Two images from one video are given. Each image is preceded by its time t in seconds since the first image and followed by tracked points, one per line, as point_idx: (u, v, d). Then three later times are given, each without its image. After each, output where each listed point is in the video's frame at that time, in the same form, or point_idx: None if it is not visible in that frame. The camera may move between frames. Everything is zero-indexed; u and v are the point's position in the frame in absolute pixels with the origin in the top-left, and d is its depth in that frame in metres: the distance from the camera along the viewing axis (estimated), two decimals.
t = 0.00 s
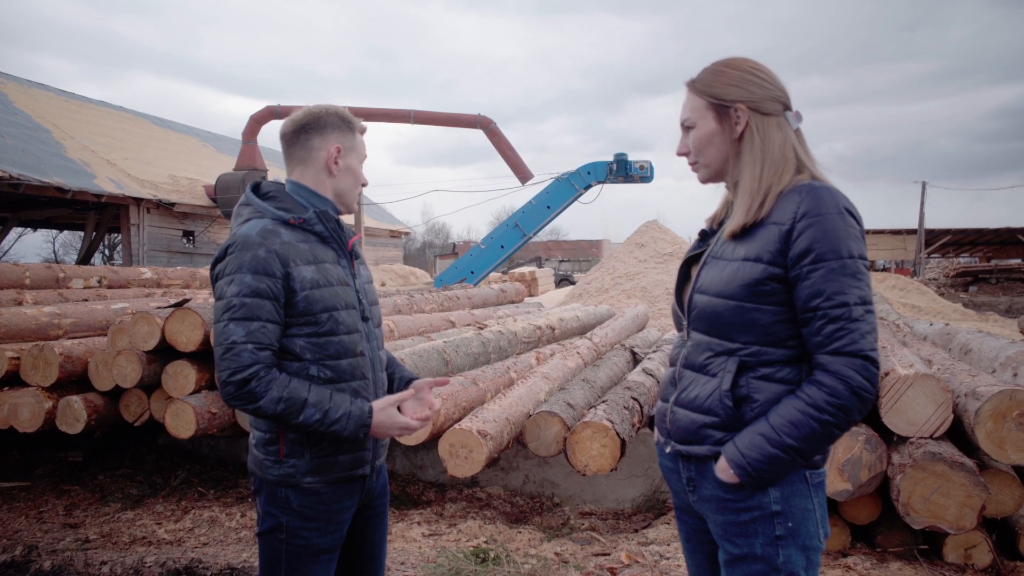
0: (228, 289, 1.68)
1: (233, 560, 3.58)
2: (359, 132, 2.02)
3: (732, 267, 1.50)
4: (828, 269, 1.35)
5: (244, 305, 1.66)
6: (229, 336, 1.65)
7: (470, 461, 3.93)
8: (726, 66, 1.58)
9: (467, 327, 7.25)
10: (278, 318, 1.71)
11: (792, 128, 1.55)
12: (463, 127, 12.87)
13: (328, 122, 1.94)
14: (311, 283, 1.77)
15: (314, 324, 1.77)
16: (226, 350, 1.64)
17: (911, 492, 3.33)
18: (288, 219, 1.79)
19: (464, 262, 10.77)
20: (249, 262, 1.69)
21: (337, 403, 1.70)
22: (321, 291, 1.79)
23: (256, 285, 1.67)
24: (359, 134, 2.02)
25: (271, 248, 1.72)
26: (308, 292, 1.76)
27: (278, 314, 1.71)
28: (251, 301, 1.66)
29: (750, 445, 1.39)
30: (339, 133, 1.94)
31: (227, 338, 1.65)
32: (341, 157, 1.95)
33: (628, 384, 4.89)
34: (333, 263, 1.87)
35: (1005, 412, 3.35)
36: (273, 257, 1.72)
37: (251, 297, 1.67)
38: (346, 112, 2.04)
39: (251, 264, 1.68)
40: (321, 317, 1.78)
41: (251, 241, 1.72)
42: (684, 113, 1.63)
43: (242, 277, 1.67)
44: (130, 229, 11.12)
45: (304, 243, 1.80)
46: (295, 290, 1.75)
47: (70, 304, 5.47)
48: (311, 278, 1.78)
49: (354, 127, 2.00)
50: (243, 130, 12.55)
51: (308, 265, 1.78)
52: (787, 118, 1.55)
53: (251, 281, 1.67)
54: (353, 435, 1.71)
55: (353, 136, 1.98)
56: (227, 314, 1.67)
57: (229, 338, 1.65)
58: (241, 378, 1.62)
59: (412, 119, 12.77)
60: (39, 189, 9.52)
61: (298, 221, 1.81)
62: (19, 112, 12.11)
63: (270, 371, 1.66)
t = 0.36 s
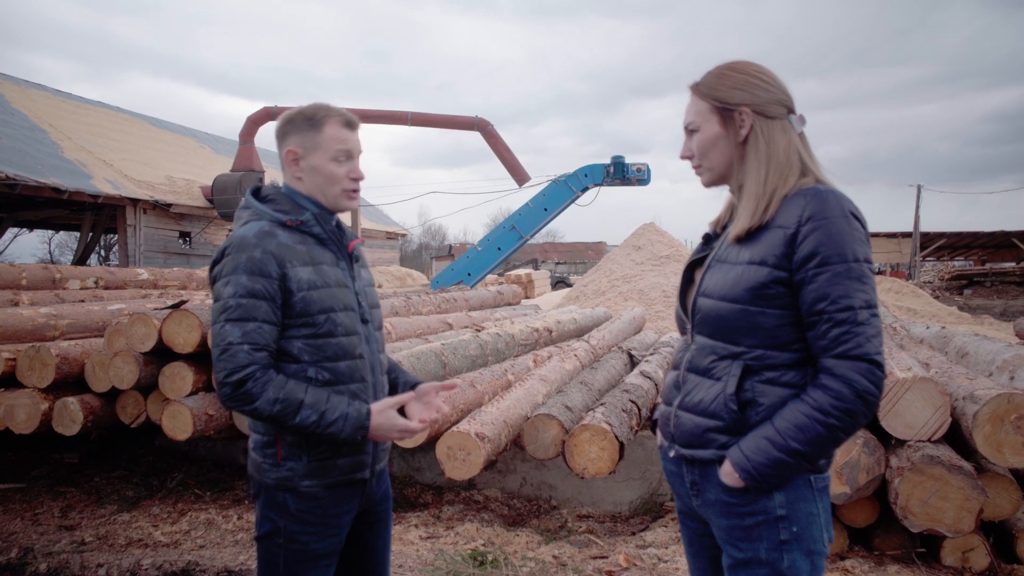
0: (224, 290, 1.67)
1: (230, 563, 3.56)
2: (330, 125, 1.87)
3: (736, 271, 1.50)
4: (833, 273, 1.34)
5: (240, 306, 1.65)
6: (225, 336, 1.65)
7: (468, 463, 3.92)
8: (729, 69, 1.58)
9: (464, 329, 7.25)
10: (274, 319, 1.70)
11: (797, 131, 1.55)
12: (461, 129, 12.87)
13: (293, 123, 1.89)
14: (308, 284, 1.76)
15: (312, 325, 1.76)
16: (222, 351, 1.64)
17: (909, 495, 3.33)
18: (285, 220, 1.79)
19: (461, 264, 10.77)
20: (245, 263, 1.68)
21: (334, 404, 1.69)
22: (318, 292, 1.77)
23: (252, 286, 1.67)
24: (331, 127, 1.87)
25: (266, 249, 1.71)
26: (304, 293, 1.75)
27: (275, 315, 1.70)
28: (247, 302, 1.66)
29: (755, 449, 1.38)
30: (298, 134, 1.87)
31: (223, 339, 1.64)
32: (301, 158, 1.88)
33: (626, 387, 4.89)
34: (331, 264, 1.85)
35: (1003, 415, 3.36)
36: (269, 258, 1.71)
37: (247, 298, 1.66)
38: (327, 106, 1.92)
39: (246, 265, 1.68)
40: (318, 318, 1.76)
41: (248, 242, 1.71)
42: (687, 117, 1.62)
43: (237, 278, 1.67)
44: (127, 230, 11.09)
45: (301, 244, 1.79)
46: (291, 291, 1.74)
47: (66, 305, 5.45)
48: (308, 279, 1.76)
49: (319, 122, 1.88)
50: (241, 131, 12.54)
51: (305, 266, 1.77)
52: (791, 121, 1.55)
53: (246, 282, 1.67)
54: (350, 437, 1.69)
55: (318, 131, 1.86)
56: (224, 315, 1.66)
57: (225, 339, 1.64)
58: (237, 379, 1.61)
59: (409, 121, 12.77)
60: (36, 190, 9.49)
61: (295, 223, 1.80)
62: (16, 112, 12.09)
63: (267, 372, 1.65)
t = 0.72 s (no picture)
0: (208, 293, 1.66)
1: (225, 569, 3.54)
2: (275, 134, 1.81)
3: (740, 276, 1.50)
4: (838, 278, 1.35)
5: (220, 308, 1.63)
6: (205, 339, 1.63)
7: (464, 468, 3.90)
8: (733, 74, 1.58)
9: (459, 333, 7.24)
10: (256, 322, 1.66)
11: (800, 137, 1.56)
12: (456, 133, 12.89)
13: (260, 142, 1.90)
14: (292, 287, 1.71)
15: (296, 329, 1.70)
16: (203, 353, 1.62)
17: (906, 499, 3.34)
18: (273, 224, 1.75)
19: (456, 268, 10.77)
20: (226, 266, 1.66)
21: (310, 409, 1.61)
22: (303, 295, 1.71)
23: (232, 289, 1.64)
24: (276, 136, 1.81)
25: (248, 251, 1.68)
26: (288, 296, 1.70)
27: (256, 318, 1.66)
28: (226, 304, 1.63)
29: (759, 453, 1.38)
30: (261, 152, 1.88)
31: (204, 342, 1.63)
32: (270, 175, 1.89)
33: (623, 391, 4.89)
34: (322, 267, 1.79)
35: (999, 419, 3.37)
36: (251, 261, 1.68)
37: (226, 301, 1.63)
38: (282, 113, 1.86)
39: (227, 268, 1.65)
40: (302, 321, 1.70)
41: (231, 246, 1.69)
42: (690, 122, 1.63)
43: (219, 281, 1.64)
44: (120, 234, 11.05)
45: (288, 248, 1.74)
46: (274, 294, 1.70)
47: (60, 309, 5.41)
48: (291, 281, 1.71)
49: (271, 133, 1.83)
50: (235, 135, 12.52)
51: (290, 269, 1.72)
52: (794, 127, 1.56)
53: (227, 284, 1.64)
54: (327, 442, 1.60)
55: (268, 144, 1.83)
56: (206, 319, 1.65)
57: (205, 342, 1.63)
58: (213, 380, 1.59)
59: (404, 125, 12.78)
60: (29, 194, 9.44)
61: (283, 226, 1.76)
62: (9, 115, 12.03)
63: (244, 374, 1.61)
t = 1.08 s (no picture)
0: (199, 291, 1.67)
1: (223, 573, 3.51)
2: (276, 136, 1.81)
3: (745, 279, 1.50)
4: (844, 281, 1.35)
5: (207, 307, 1.63)
6: (193, 338, 1.64)
7: (463, 471, 3.89)
8: (736, 77, 1.58)
9: (457, 337, 7.23)
10: (242, 323, 1.65)
11: (804, 139, 1.56)
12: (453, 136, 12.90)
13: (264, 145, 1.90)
14: (280, 290, 1.69)
15: (283, 332, 1.69)
16: (189, 351, 1.63)
17: (905, 503, 3.34)
18: (269, 225, 1.75)
19: (453, 271, 10.76)
20: (217, 265, 1.66)
21: (287, 414, 1.60)
22: (291, 298, 1.70)
23: (220, 289, 1.64)
24: (277, 138, 1.81)
25: (239, 252, 1.68)
26: (276, 298, 1.69)
27: (243, 319, 1.65)
28: (214, 303, 1.63)
29: (766, 457, 1.38)
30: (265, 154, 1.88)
31: (191, 340, 1.64)
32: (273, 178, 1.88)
33: (621, 394, 4.88)
34: (315, 270, 1.76)
35: (998, 423, 3.37)
36: (241, 262, 1.67)
37: (214, 301, 1.63)
38: (286, 116, 1.86)
39: (217, 267, 1.65)
40: (289, 324, 1.69)
41: (223, 246, 1.69)
42: (693, 124, 1.62)
43: (209, 280, 1.65)
44: (116, 237, 11.02)
45: (282, 250, 1.73)
46: (262, 296, 1.69)
47: (57, 313, 5.39)
48: (280, 284, 1.70)
49: (272, 135, 1.83)
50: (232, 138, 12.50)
51: (281, 271, 1.71)
52: (797, 129, 1.56)
53: (216, 284, 1.64)
54: (302, 449, 1.59)
55: (270, 147, 1.83)
56: (195, 317, 1.66)
57: (192, 340, 1.64)
58: (196, 379, 1.60)
59: (401, 128, 12.78)
60: (24, 197, 9.41)
61: (278, 228, 1.75)
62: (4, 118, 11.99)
63: (226, 375, 1.61)
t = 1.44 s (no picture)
0: (189, 278, 1.65)
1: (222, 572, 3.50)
2: (294, 130, 1.80)
3: (748, 277, 1.49)
4: (848, 279, 1.34)
5: (194, 296, 1.62)
6: (176, 325, 1.62)
7: (462, 470, 3.88)
8: (739, 74, 1.58)
9: (455, 335, 7.22)
10: (228, 317, 1.64)
11: (807, 138, 1.56)
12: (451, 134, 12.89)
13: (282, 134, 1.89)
14: (270, 287, 1.68)
15: (267, 331, 1.67)
16: (170, 338, 1.62)
17: (905, 501, 3.34)
18: (268, 219, 1.74)
19: (451, 270, 10.75)
20: (209, 254, 1.65)
21: (262, 415, 1.59)
22: (279, 297, 1.68)
23: (209, 279, 1.62)
24: (295, 132, 1.80)
25: (234, 243, 1.67)
26: (264, 295, 1.67)
27: (229, 312, 1.64)
28: (200, 293, 1.61)
29: (770, 456, 1.38)
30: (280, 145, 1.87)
31: (173, 328, 1.62)
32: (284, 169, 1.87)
33: (620, 393, 4.88)
34: (308, 271, 1.75)
35: (997, 422, 3.37)
36: (234, 253, 1.66)
37: (201, 290, 1.62)
38: (308, 110, 1.84)
39: (209, 256, 1.64)
40: (273, 323, 1.67)
41: (218, 235, 1.68)
42: (696, 123, 1.61)
43: (199, 268, 1.63)
44: (113, 234, 10.99)
45: (277, 246, 1.72)
46: (251, 291, 1.67)
47: (54, 310, 5.37)
48: (271, 281, 1.68)
49: (291, 128, 1.81)
50: (229, 135, 12.48)
51: (273, 267, 1.69)
52: (800, 127, 1.55)
53: (205, 273, 1.63)
54: (273, 453, 1.58)
55: (288, 139, 1.82)
56: (180, 304, 1.64)
57: (174, 328, 1.62)
58: (174, 368, 1.58)
59: (399, 126, 12.76)
60: (21, 194, 9.37)
61: (276, 222, 1.74)
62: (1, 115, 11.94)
63: (205, 369, 1.59)
